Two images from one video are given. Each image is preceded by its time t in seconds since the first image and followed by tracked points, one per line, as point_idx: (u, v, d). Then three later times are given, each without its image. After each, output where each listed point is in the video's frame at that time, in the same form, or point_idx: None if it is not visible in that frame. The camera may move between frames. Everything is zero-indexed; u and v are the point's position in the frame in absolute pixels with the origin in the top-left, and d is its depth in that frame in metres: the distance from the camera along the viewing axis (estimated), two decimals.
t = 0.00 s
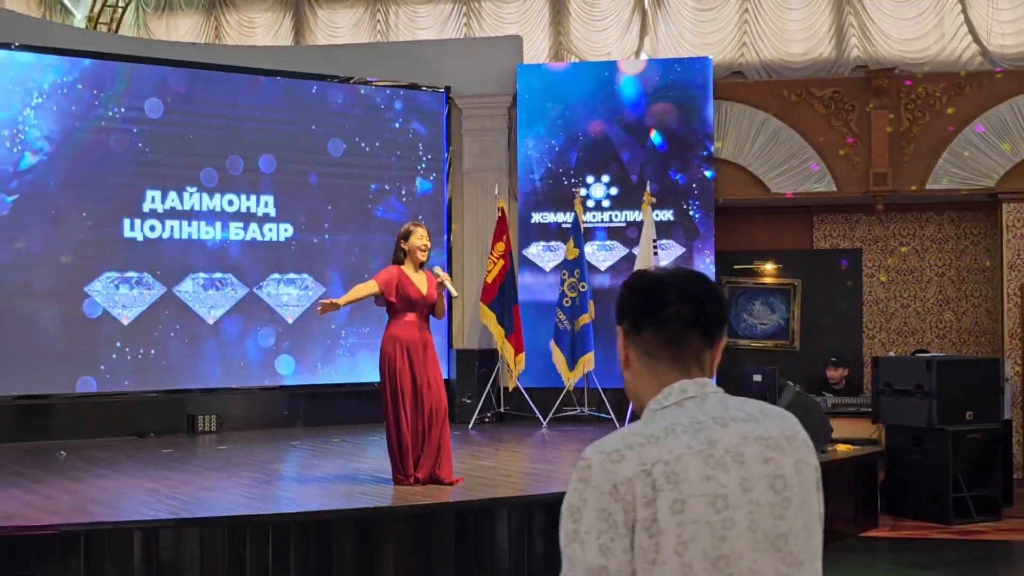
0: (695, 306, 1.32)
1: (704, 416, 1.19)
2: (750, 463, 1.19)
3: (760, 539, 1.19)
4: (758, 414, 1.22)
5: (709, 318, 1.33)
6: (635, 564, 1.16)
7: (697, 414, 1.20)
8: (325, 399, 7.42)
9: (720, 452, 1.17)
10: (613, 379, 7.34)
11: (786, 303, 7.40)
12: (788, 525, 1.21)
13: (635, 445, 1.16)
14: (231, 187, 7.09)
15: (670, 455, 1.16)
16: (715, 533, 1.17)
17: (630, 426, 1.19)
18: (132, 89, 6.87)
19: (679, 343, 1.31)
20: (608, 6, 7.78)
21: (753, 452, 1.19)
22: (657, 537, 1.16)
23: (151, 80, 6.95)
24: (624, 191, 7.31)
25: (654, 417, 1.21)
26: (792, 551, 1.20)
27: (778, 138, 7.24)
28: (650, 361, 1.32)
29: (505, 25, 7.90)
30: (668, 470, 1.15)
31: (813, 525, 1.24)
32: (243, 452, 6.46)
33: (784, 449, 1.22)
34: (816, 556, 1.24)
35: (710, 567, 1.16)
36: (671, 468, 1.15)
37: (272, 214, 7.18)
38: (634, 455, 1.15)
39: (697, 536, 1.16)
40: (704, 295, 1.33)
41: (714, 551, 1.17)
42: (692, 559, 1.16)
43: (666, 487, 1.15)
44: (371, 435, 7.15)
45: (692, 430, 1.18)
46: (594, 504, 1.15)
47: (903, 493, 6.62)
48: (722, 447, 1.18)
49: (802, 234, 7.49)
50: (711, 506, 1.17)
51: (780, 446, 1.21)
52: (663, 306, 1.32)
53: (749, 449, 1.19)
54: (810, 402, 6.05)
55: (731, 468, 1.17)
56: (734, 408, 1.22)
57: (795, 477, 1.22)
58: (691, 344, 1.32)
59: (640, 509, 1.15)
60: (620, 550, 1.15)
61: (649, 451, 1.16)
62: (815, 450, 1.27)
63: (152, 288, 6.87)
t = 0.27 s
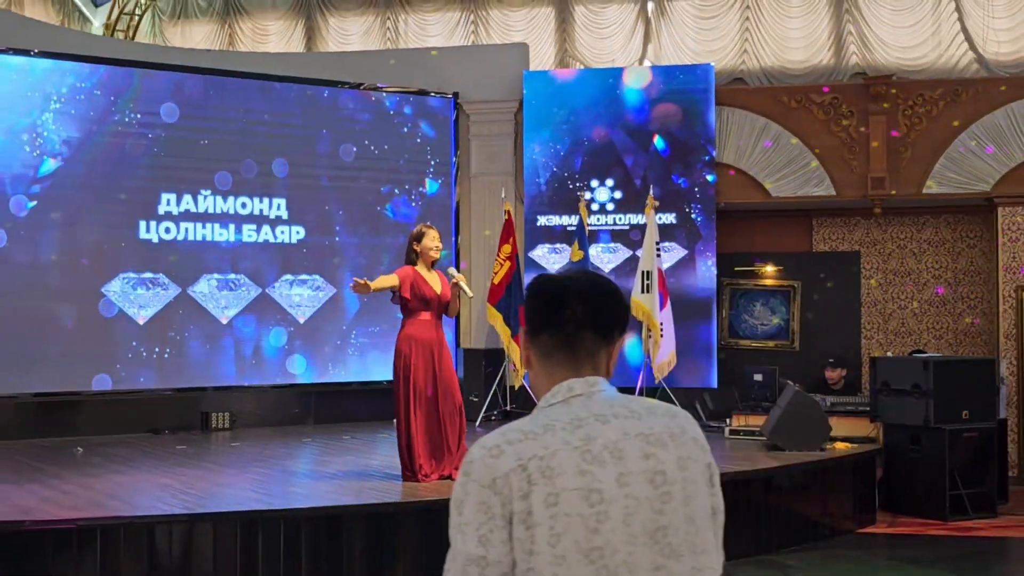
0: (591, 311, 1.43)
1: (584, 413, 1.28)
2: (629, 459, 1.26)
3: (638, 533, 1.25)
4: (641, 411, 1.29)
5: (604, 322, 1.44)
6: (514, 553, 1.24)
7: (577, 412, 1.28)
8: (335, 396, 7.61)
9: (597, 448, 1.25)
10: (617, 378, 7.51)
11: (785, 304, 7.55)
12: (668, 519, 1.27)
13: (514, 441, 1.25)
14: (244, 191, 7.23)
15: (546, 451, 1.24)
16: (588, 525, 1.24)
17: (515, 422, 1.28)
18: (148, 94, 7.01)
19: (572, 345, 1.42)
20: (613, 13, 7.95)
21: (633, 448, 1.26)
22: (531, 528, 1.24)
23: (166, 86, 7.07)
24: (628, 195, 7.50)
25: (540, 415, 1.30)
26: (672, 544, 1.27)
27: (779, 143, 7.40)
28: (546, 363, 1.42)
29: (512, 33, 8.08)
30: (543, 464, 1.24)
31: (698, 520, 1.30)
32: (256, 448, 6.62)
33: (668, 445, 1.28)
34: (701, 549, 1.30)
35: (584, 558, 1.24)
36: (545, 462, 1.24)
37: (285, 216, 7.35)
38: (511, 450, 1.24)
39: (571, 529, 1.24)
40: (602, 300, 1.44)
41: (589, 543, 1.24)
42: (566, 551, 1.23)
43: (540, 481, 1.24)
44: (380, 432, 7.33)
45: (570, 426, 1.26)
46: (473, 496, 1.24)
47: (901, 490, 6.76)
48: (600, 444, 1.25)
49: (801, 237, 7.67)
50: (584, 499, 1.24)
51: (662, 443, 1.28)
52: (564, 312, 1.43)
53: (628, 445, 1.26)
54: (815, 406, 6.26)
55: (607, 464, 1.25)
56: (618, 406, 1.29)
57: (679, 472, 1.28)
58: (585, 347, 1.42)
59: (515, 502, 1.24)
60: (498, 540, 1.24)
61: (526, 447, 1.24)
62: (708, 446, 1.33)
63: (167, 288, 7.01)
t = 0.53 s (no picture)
0: (502, 311, 1.53)
1: (487, 410, 1.39)
2: (526, 454, 1.37)
3: (534, 526, 1.36)
4: (542, 409, 1.40)
5: (513, 320, 1.54)
6: (413, 542, 1.36)
7: (480, 409, 1.39)
8: (341, 395, 7.63)
9: (495, 442, 1.36)
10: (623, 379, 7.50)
11: (790, 305, 7.59)
12: (564, 514, 1.38)
13: (414, 436, 1.36)
14: (250, 190, 7.24)
15: (444, 445, 1.35)
16: (484, 517, 1.35)
17: (420, 418, 1.40)
18: (155, 94, 7.03)
19: (483, 343, 1.52)
20: (619, 14, 7.97)
21: (532, 445, 1.37)
22: (428, 519, 1.35)
23: (172, 86, 7.09)
24: (633, 196, 7.52)
25: (444, 410, 1.41)
26: (568, 538, 1.38)
27: (783, 144, 7.43)
28: (458, 362, 1.53)
29: (518, 34, 8.10)
30: (440, 458, 1.35)
31: (594, 515, 1.41)
32: (262, 448, 6.65)
33: (567, 442, 1.39)
34: (597, 543, 1.41)
35: (479, 550, 1.35)
36: (443, 456, 1.35)
37: (291, 216, 7.37)
38: (410, 445, 1.35)
39: (465, 521, 1.35)
40: (513, 299, 1.54)
41: (484, 536, 1.35)
42: (460, 543, 1.34)
43: (436, 474, 1.34)
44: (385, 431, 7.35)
45: (471, 421, 1.37)
46: (374, 488, 1.35)
47: (905, 491, 6.78)
48: (498, 438, 1.36)
49: (805, 239, 7.69)
50: (480, 492, 1.35)
51: (561, 440, 1.39)
52: (477, 312, 1.53)
53: (527, 441, 1.37)
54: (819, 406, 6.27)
55: (505, 458, 1.36)
56: (519, 404, 1.40)
57: (576, 468, 1.39)
58: (494, 345, 1.52)
59: (412, 495, 1.35)
60: (396, 531, 1.35)
61: (425, 441, 1.36)
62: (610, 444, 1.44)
63: (174, 287, 7.04)
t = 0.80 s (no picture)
0: (423, 315, 1.60)
1: (404, 412, 1.47)
2: (440, 454, 1.46)
3: (448, 525, 1.46)
4: (457, 413, 1.49)
5: (434, 325, 1.61)
6: (332, 538, 1.46)
7: (398, 411, 1.48)
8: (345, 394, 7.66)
9: (410, 443, 1.45)
10: (626, 378, 7.55)
11: (793, 305, 7.62)
12: (477, 513, 1.47)
13: (332, 437, 1.45)
14: (255, 189, 7.28)
15: (360, 446, 1.44)
16: (399, 516, 1.44)
17: (339, 421, 1.49)
18: (161, 95, 7.07)
19: (405, 346, 1.59)
20: (622, 15, 8.01)
21: (447, 446, 1.46)
22: (345, 518, 1.44)
23: (179, 86, 7.13)
24: (636, 196, 7.56)
25: (364, 412, 1.50)
26: (480, 537, 1.48)
27: (786, 145, 7.46)
28: (380, 364, 1.59)
29: (522, 35, 8.15)
30: (356, 459, 1.44)
31: (506, 514, 1.50)
32: (267, 446, 6.69)
33: (481, 443, 1.48)
34: (507, 541, 1.51)
35: (393, 548, 1.44)
36: (359, 457, 1.44)
37: (296, 216, 7.42)
38: (328, 447, 1.45)
39: (379, 519, 1.44)
40: (433, 304, 1.61)
41: (398, 534, 1.44)
42: (374, 541, 1.44)
43: (352, 474, 1.44)
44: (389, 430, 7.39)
45: (387, 424, 1.46)
46: (294, 489, 1.45)
47: (906, 491, 6.82)
48: (414, 440, 1.45)
49: (807, 240, 7.73)
50: (395, 492, 1.44)
51: (475, 442, 1.48)
52: (398, 316, 1.60)
53: (442, 442, 1.46)
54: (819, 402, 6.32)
55: (419, 459, 1.45)
56: (436, 406, 1.49)
57: (489, 469, 1.48)
58: (415, 347, 1.59)
59: (329, 495, 1.44)
60: (315, 530, 1.45)
61: (342, 443, 1.45)
62: (525, 446, 1.53)
63: (179, 286, 7.08)
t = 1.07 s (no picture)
0: (361, 314, 1.65)
1: (334, 401, 1.53)
2: (366, 442, 1.51)
3: (370, 508, 1.51)
4: (386, 402, 1.55)
5: (372, 323, 1.65)
6: (261, 518, 1.52)
7: (329, 400, 1.54)
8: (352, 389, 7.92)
9: (338, 430, 1.50)
10: (624, 373, 7.78)
11: (786, 303, 7.86)
12: (399, 497, 1.53)
13: (266, 422, 1.52)
14: (266, 190, 7.53)
15: (291, 431, 1.50)
16: (324, 497, 1.49)
17: (275, 407, 1.55)
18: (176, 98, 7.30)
19: (341, 341, 1.63)
20: (621, 22, 8.25)
21: (373, 434, 1.52)
22: (273, 498, 1.50)
23: (192, 90, 7.35)
24: (634, 198, 7.81)
25: (299, 401, 1.56)
26: (401, 520, 1.53)
27: (780, 149, 7.70)
28: (317, 357, 1.63)
29: (525, 41, 8.39)
30: (286, 442, 1.50)
31: (426, 500, 1.56)
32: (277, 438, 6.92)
33: (405, 433, 1.54)
34: (427, 526, 1.56)
35: (317, 527, 1.50)
36: (288, 441, 1.50)
37: (305, 216, 7.66)
38: (261, 431, 1.51)
39: (305, 500, 1.49)
40: (372, 303, 1.65)
41: (322, 515, 1.50)
42: (299, 521, 1.50)
43: (281, 457, 1.50)
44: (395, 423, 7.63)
45: (317, 412, 1.52)
46: (228, 469, 1.51)
47: (896, 483, 7.04)
48: (342, 427, 1.51)
49: (800, 240, 8.00)
50: (320, 475, 1.49)
51: (400, 431, 1.54)
52: (338, 313, 1.64)
53: (368, 429, 1.52)
54: (810, 398, 6.57)
55: (346, 445, 1.50)
56: (366, 396, 1.55)
57: (412, 456, 1.54)
58: (352, 343, 1.63)
59: (260, 476, 1.51)
60: (247, 508, 1.52)
61: (274, 427, 1.51)
62: (449, 437, 1.59)
63: (192, 284, 7.31)
